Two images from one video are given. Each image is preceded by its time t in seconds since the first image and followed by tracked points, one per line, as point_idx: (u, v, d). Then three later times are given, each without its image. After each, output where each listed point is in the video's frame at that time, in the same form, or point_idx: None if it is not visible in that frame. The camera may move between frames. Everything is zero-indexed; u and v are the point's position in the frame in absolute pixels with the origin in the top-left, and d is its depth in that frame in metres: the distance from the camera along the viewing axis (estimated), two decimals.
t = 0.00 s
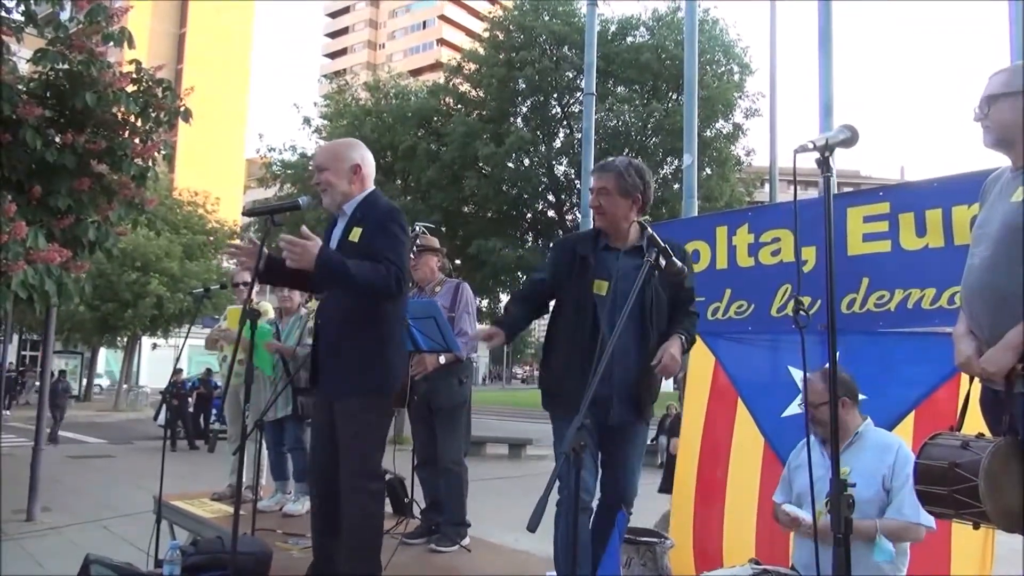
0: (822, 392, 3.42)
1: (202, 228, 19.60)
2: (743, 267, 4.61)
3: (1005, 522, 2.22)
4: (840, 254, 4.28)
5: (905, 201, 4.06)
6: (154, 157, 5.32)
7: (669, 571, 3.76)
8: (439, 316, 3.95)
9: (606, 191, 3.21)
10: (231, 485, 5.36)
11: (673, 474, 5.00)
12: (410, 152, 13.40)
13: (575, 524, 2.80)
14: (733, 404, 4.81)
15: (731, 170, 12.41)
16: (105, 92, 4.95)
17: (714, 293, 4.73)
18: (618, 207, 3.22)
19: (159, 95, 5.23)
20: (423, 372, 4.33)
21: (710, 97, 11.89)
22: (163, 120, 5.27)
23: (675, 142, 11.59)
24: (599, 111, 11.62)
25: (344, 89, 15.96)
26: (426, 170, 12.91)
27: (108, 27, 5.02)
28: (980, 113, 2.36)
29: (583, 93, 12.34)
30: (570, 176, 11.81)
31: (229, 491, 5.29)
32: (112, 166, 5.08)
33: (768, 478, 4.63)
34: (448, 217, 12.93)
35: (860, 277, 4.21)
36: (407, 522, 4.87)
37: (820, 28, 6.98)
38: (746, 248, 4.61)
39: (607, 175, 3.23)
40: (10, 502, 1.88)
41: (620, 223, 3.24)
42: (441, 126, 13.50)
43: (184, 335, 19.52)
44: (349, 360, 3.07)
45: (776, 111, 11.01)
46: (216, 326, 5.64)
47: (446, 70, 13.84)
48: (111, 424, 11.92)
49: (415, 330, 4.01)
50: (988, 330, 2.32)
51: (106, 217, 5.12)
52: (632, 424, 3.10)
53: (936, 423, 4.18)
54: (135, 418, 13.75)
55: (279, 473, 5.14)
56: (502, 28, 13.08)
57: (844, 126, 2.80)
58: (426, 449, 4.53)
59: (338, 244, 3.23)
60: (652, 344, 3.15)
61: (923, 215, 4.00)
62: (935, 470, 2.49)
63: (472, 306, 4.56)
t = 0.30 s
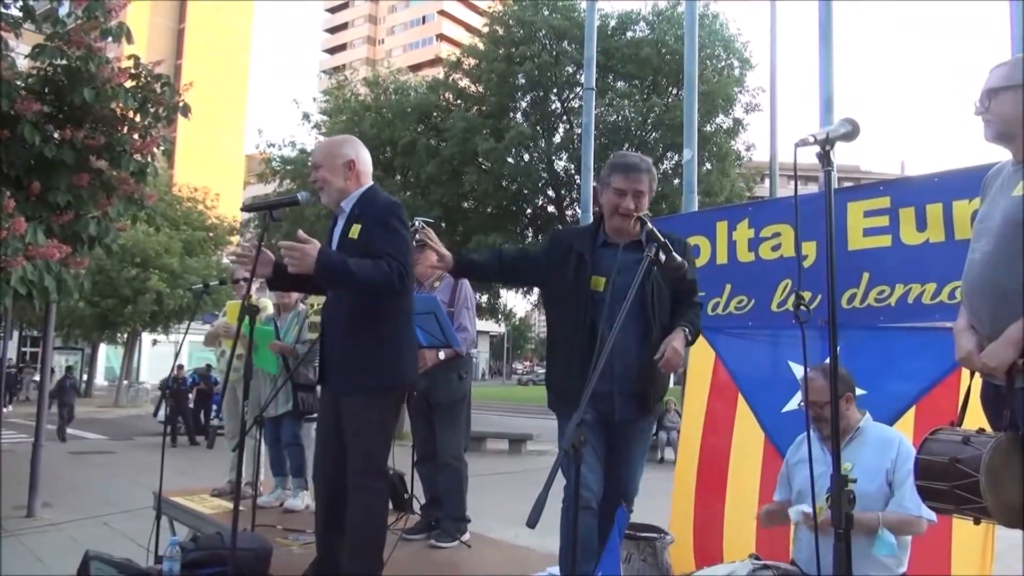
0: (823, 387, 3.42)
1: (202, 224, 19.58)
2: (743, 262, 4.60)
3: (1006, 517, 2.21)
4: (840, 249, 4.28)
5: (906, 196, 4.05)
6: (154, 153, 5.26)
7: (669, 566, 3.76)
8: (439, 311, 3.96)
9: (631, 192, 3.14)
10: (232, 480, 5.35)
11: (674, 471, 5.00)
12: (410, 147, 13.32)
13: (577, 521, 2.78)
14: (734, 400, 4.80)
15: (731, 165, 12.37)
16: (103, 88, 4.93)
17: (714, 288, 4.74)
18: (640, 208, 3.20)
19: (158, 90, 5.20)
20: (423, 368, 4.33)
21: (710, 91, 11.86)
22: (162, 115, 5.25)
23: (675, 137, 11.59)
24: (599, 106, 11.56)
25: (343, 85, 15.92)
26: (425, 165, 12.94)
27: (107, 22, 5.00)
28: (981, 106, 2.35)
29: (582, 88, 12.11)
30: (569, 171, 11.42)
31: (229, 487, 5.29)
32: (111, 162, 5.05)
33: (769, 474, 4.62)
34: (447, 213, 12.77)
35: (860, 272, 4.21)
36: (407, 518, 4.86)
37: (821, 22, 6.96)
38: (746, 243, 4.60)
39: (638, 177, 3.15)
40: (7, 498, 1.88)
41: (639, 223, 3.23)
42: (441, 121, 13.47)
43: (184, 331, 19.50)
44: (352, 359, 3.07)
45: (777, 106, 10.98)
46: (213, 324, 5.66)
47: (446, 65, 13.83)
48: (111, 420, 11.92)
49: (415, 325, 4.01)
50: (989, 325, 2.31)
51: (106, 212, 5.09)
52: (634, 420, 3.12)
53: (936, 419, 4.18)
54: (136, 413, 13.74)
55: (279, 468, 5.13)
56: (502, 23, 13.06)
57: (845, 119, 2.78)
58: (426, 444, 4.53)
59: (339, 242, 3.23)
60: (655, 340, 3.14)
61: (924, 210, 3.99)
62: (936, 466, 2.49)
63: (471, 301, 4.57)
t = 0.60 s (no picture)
0: (822, 384, 3.43)
1: (202, 221, 19.63)
2: (744, 260, 4.61)
3: (1007, 513, 2.21)
4: (841, 246, 4.29)
5: (907, 193, 4.05)
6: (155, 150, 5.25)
7: (669, 564, 3.77)
8: (439, 308, 3.94)
9: (673, 208, 3.11)
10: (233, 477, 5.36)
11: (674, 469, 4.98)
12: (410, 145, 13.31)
13: (576, 518, 2.78)
14: (734, 399, 4.79)
15: (732, 162, 12.38)
16: (104, 85, 4.93)
17: (715, 285, 4.74)
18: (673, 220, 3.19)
19: (158, 87, 5.20)
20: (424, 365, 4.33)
21: (711, 88, 11.87)
22: (162, 111, 5.25)
23: (675, 134, 11.56)
24: (599, 103, 11.65)
25: (344, 81, 15.92)
26: (426, 163, 12.90)
27: (106, 19, 4.97)
28: (980, 108, 2.35)
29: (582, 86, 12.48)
30: (570, 168, 11.83)
31: (229, 484, 5.30)
32: (112, 159, 5.06)
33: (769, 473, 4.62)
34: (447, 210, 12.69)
35: (861, 270, 4.21)
36: (408, 515, 4.87)
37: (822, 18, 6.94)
38: (747, 241, 4.60)
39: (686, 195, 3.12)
40: (9, 495, 1.88)
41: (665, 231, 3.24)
42: (441, 119, 13.48)
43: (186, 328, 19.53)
44: (352, 356, 3.07)
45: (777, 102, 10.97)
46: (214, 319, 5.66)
47: (446, 62, 13.84)
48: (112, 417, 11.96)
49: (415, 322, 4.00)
50: (991, 323, 2.31)
51: (107, 209, 5.10)
52: (640, 418, 3.11)
53: (936, 416, 4.18)
54: (137, 410, 13.78)
55: (280, 465, 5.14)
56: (502, 19, 13.07)
57: (846, 117, 2.78)
58: (426, 441, 4.55)
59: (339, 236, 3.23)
60: (659, 337, 3.14)
61: (924, 207, 3.99)
62: (936, 463, 2.50)
63: (472, 298, 4.56)
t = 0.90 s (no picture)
0: (823, 380, 3.43)
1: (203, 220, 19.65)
2: (745, 259, 4.64)
3: (1006, 511, 2.21)
4: (841, 245, 4.30)
5: (907, 192, 4.05)
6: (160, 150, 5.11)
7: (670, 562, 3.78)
8: (440, 308, 3.95)
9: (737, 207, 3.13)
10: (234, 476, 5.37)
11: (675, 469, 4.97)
12: (410, 144, 12.98)
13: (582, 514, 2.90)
14: (735, 396, 4.80)
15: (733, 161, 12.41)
16: (104, 84, 4.89)
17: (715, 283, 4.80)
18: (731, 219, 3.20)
19: (159, 85, 4.99)
20: (425, 364, 4.34)
21: (711, 87, 11.87)
22: (163, 110, 5.07)
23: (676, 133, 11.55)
24: (599, 103, 11.70)
25: (344, 81, 15.91)
26: (426, 162, 12.71)
27: (106, 17, 4.87)
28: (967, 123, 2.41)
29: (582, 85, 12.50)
30: (570, 167, 12.07)
31: (230, 483, 5.30)
32: (112, 158, 5.04)
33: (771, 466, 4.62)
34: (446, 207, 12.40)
35: (861, 268, 4.23)
36: (409, 514, 4.87)
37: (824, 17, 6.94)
38: (747, 239, 4.64)
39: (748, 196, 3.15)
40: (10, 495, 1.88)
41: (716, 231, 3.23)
42: (441, 117, 13.48)
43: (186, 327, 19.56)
44: (348, 353, 3.07)
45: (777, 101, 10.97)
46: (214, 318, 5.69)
47: (446, 61, 13.84)
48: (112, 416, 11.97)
49: (415, 322, 3.99)
50: (992, 321, 2.32)
51: (107, 208, 5.13)
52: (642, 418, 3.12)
53: (936, 416, 4.17)
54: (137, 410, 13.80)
55: (281, 464, 5.15)
56: (502, 19, 13.08)
57: (845, 116, 2.78)
58: (427, 440, 4.55)
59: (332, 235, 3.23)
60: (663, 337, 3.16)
61: (924, 206, 3.99)
62: (939, 461, 2.51)
63: (473, 298, 4.55)
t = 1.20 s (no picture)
0: (820, 378, 3.44)
1: (203, 220, 19.67)
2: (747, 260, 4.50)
3: (1007, 504, 2.22)
4: (841, 246, 4.29)
5: (907, 192, 4.06)
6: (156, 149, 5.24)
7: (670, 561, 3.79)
8: (440, 307, 3.96)
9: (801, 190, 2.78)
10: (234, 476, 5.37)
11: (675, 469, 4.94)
12: (410, 144, 13.29)
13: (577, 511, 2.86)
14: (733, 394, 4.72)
15: (733, 161, 12.44)
16: (104, 84, 4.91)
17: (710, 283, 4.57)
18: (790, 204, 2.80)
19: (159, 85, 5.17)
20: (425, 364, 4.35)
21: (711, 87, 11.87)
22: (163, 110, 5.22)
23: (676, 133, 11.54)
24: (598, 102, 11.44)
25: (344, 80, 15.90)
26: (427, 162, 12.79)
27: (107, 17, 4.94)
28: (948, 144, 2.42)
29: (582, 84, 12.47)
30: (571, 167, 12.14)
31: (230, 482, 5.30)
32: (112, 158, 5.05)
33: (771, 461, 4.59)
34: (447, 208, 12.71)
35: (861, 268, 4.22)
36: (409, 513, 4.87)
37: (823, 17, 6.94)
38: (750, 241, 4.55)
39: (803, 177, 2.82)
40: (9, 496, 1.88)
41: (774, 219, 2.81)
42: (442, 117, 13.47)
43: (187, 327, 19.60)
44: (345, 353, 3.08)
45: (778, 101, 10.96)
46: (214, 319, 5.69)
47: (446, 62, 13.80)
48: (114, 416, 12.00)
49: (415, 321, 3.99)
50: (991, 321, 2.32)
51: (107, 208, 5.10)
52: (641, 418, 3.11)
53: (935, 417, 4.18)
54: (138, 410, 13.80)
55: (281, 464, 5.14)
56: (502, 19, 12.96)
57: (843, 116, 2.78)
58: (427, 440, 4.56)
59: (332, 238, 3.23)
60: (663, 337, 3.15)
61: (924, 206, 4.00)
62: (937, 458, 2.51)
63: (473, 298, 4.55)
